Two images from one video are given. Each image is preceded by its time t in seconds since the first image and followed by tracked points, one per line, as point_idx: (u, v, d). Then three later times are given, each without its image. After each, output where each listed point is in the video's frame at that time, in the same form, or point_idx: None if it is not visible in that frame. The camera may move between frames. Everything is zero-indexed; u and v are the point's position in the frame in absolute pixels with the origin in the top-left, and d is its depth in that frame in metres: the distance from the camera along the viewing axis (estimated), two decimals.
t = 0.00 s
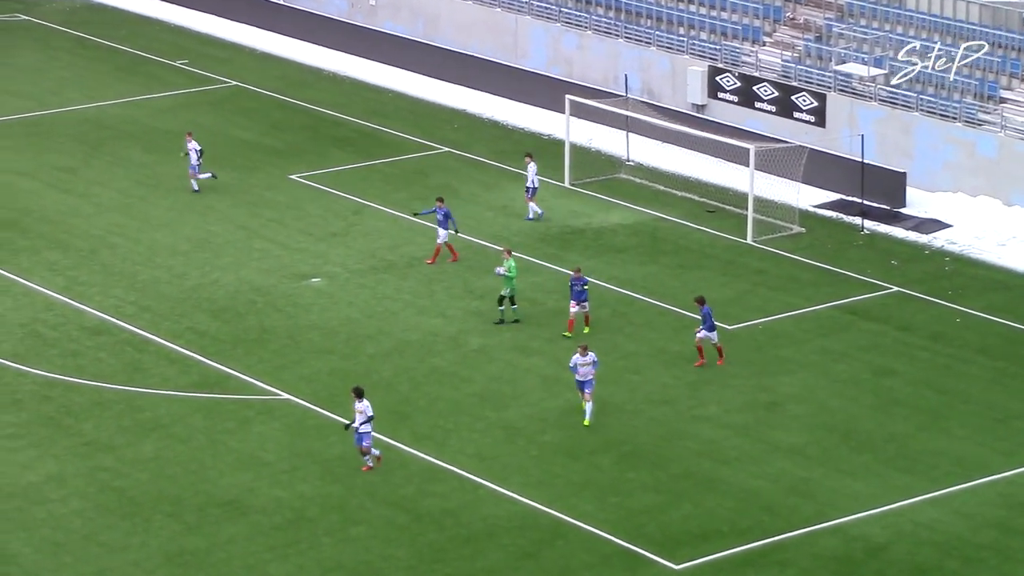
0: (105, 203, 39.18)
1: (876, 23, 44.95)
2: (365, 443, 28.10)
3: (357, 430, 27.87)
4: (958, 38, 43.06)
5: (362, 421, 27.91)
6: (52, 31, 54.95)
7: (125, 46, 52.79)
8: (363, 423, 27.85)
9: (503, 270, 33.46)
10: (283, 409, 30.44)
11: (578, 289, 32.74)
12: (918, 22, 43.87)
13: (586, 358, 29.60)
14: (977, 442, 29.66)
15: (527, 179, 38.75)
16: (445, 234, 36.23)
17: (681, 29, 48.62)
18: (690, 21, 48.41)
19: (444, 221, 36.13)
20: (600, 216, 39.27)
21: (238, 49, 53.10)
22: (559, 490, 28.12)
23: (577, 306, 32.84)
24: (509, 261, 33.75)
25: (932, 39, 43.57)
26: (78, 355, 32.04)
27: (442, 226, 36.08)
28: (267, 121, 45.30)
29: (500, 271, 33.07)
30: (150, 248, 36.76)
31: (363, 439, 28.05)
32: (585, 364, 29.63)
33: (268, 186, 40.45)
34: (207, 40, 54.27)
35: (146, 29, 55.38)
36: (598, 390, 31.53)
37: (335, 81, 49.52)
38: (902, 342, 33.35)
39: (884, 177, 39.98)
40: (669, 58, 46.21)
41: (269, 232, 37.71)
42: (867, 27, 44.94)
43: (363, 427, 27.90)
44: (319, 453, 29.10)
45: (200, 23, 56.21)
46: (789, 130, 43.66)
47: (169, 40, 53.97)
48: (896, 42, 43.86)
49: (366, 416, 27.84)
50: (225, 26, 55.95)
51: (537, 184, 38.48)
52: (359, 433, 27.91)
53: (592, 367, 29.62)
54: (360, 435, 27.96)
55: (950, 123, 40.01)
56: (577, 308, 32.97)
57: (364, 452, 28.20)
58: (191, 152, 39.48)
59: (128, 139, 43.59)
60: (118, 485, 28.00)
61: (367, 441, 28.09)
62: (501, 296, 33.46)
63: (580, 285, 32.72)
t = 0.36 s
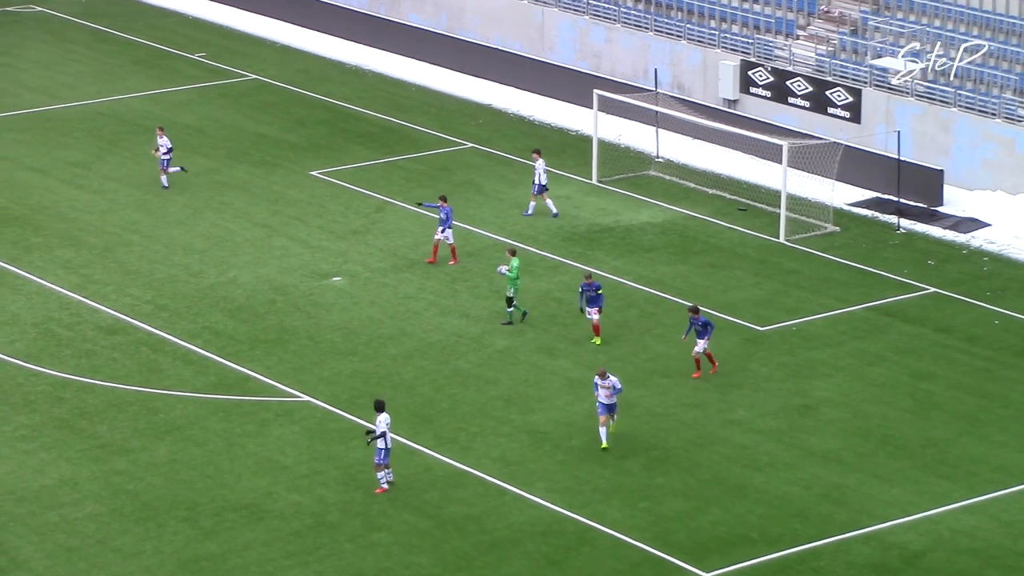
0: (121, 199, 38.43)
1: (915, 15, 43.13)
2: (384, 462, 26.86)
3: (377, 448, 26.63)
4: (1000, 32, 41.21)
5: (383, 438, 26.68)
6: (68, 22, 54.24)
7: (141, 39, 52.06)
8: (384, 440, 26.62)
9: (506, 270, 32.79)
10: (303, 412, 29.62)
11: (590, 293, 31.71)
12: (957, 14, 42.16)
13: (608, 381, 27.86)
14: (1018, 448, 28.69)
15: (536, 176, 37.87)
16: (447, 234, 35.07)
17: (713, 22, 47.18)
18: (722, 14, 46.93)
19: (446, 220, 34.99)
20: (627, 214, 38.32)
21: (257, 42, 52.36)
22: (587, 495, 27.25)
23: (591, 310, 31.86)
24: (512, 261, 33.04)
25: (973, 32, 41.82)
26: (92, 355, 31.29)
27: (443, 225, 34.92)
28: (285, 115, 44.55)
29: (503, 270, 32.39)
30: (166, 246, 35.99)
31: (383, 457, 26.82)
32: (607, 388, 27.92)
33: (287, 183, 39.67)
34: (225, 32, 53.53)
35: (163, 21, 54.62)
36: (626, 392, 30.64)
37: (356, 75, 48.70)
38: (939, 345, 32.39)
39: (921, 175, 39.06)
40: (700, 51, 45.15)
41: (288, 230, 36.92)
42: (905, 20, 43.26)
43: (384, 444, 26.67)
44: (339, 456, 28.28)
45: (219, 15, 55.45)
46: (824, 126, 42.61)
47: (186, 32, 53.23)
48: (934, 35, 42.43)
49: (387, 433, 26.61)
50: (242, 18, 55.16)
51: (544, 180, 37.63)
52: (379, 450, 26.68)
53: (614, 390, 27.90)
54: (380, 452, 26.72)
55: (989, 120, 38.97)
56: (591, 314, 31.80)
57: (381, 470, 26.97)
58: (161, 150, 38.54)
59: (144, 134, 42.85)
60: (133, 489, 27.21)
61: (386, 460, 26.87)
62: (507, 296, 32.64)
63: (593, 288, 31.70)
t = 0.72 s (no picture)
0: (130, 193, 37.71)
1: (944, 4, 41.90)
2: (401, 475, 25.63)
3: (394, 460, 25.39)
4: None
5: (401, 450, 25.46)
6: (76, 11, 53.54)
7: (150, 28, 51.33)
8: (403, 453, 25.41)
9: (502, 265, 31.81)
10: (315, 412, 28.87)
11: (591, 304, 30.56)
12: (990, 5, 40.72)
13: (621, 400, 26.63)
14: None
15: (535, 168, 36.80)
16: (438, 229, 34.09)
17: (738, 13, 45.44)
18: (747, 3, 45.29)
19: (438, 217, 33.92)
20: (648, 209, 37.46)
21: (268, 31, 51.60)
22: (606, 498, 26.45)
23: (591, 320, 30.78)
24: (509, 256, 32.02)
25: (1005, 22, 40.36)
26: (98, 353, 30.57)
27: (435, 221, 33.94)
28: (297, 107, 43.80)
29: (499, 266, 31.38)
30: (176, 240, 35.27)
31: (401, 470, 25.59)
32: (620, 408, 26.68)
33: (300, 176, 38.92)
34: (236, 20, 52.78)
35: (172, 10, 53.87)
36: (646, 392, 29.82)
37: (370, 66, 47.92)
38: (968, 344, 31.50)
39: (950, 168, 38.09)
40: (724, 42, 44.23)
41: (300, 225, 36.16)
42: (935, 9, 41.97)
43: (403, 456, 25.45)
44: (351, 457, 27.52)
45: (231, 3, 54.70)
46: (852, 120, 41.47)
47: (196, 21, 52.49)
48: (967, 27, 40.99)
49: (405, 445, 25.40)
50: (254, 6, 54.35)
51: (544, 173, 36.60)
52: (398, 463, 25.45)
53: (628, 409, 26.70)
54: (398, 465, 25.49)
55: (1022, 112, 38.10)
56: (592, 324, 30.77)
57: (398, 483, 25.73)
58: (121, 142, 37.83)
59: (153, 126, 42.12)
60: (140, 490, 26.49)
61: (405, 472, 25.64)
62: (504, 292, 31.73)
63: (594, 301, 30.51)
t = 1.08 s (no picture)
0: (138, 189, 36.98)
1: None
2: (418, 485, 24.57)
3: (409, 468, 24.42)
4: None
5: (417, 458, 24.48)
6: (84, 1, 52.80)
7: (158, 19, 50.57)
8: (418, 460, 24.41)
9: (500, 263, 31.12)
10: (326, 414, 28.09)
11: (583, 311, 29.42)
12: None
13: (626, 425, 25.19)
14: None
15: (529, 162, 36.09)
16: (431, 230, 33.24)
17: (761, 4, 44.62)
18: None
19: (429, 215, 33.13)
20: (669, 206, 36.58)
21: (279, 22, 50.82)
22: (626, 504, 25.62)
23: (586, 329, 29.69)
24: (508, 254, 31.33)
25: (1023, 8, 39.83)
26: (104, 353, 29.83)
27: (427, 220, 33.07)
28: (308, 101, 43.03)
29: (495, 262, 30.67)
30: (185, 238, 34.51)
31: (417, 480, 24.55)
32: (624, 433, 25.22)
33: (311, 172, 38.15)
34: (246, 11, 52.02)
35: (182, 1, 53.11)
36: (667, 394, 28.97)
37: (384, 59, 47.12)
38: (998, 345, 30.60)
39: (982, 165, 37.20)
40: (748, 34, 43.15)
41: (311, 221, 35.39)
42: None
43: (419, 464, 24.44)
44: (363, 460, 26.73)
45: None
46: (879, 114, 40.65)
47: (206, 13, 51.73)
48: (995, 18, 40.20)
49: (420, 452, 24.41)
50: None
51: (539, 168, 35.88)
52: (414, 471, 24.45)
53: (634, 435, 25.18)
54: (415, 474, 24.48)
55: None
56: (586, 332, 29.64)
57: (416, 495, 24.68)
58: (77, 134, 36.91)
59: (161, 120, 41.38)
60: (147, 494, 25.72)
61: (422, 482, 24.59)
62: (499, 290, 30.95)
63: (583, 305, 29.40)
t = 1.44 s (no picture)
0: (151, 187, 36.29)
1: None
2: (439, 503, 23.63)
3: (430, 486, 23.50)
4: None
5: (439, 475, 23.53)
6: None
7: (171, 12, 49.87)
8: (439, 478, 23.48)
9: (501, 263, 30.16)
10: (343, 418, 27.33)
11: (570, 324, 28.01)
12: None
13: (637, 452, 23.66)
14: None
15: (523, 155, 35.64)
16: (426, 231, 32.36)
17: None
18: None
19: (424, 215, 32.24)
20: (697, 206, 35.70)
21: (294, 15, 50.09)
22: (651, 512, 24.80)
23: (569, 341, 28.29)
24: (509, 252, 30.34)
25: None
26: (115, 356, 29.12)
27: (421, 220, 32.21)
28: (325, 96, 42.30)
29: (497, 264, 29.68)
30: (199, 237, 33.80)
31: (439, 497, 23.62)
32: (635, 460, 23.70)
33: (329, 169, 37.42)
34: (262, 4, 51.30)
35: None
36: (694, 399, 28.13)
37: (404, 54, 46.33)
38: None
39: (1018, 166, 36.99)
40: (777, 29, 42.06)
41: (328, 220, 34.66)
42: None
43: (440, 482, 23.50)
44: (380, 466, 25.96)
45: None
46: (912, 112, 39.32)
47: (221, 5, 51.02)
48: None
49: (442, 469, 23.46)
50: None
51: (532, 161, 35.44)
52: (434, 488, 23.52)
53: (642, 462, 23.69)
54: (436, 492, 23.55)
55: None
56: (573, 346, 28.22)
57: (437, 514, 23.73)
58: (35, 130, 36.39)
59: (174, 116, 40.69)
60: (158, 500, 24.99)
61: (443, 501, 23.64)
62: (502, 292, 30.06)
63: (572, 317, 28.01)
